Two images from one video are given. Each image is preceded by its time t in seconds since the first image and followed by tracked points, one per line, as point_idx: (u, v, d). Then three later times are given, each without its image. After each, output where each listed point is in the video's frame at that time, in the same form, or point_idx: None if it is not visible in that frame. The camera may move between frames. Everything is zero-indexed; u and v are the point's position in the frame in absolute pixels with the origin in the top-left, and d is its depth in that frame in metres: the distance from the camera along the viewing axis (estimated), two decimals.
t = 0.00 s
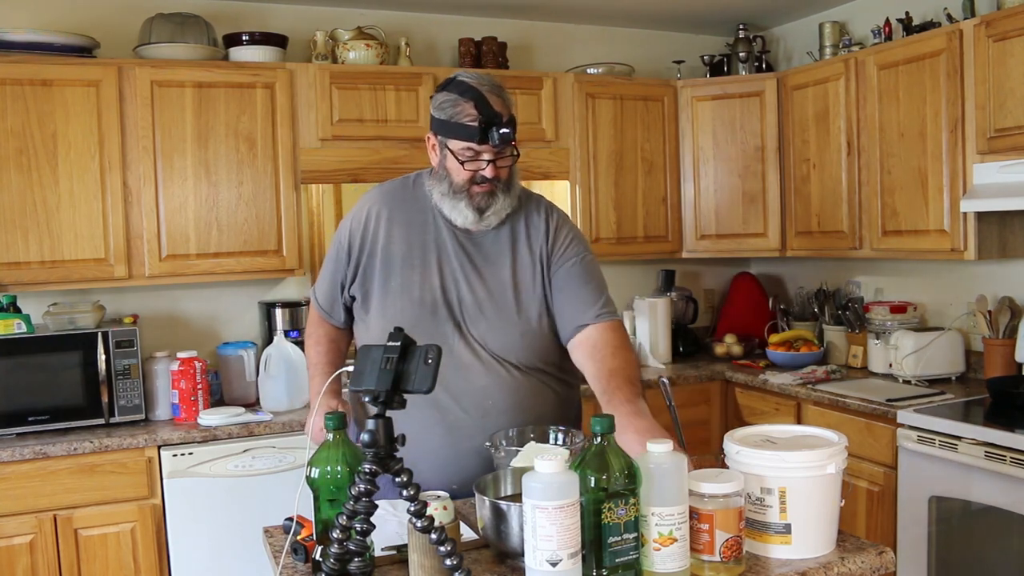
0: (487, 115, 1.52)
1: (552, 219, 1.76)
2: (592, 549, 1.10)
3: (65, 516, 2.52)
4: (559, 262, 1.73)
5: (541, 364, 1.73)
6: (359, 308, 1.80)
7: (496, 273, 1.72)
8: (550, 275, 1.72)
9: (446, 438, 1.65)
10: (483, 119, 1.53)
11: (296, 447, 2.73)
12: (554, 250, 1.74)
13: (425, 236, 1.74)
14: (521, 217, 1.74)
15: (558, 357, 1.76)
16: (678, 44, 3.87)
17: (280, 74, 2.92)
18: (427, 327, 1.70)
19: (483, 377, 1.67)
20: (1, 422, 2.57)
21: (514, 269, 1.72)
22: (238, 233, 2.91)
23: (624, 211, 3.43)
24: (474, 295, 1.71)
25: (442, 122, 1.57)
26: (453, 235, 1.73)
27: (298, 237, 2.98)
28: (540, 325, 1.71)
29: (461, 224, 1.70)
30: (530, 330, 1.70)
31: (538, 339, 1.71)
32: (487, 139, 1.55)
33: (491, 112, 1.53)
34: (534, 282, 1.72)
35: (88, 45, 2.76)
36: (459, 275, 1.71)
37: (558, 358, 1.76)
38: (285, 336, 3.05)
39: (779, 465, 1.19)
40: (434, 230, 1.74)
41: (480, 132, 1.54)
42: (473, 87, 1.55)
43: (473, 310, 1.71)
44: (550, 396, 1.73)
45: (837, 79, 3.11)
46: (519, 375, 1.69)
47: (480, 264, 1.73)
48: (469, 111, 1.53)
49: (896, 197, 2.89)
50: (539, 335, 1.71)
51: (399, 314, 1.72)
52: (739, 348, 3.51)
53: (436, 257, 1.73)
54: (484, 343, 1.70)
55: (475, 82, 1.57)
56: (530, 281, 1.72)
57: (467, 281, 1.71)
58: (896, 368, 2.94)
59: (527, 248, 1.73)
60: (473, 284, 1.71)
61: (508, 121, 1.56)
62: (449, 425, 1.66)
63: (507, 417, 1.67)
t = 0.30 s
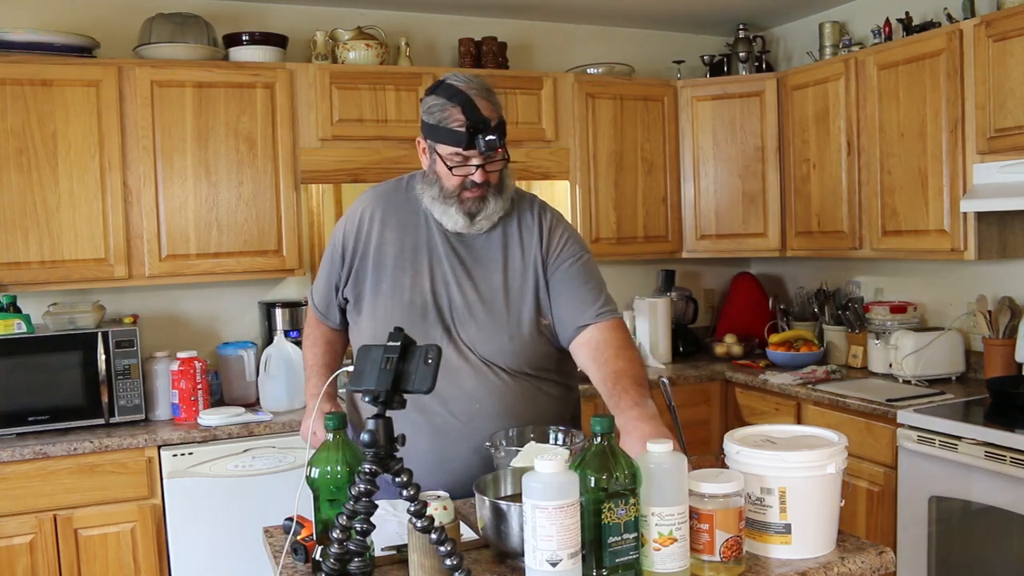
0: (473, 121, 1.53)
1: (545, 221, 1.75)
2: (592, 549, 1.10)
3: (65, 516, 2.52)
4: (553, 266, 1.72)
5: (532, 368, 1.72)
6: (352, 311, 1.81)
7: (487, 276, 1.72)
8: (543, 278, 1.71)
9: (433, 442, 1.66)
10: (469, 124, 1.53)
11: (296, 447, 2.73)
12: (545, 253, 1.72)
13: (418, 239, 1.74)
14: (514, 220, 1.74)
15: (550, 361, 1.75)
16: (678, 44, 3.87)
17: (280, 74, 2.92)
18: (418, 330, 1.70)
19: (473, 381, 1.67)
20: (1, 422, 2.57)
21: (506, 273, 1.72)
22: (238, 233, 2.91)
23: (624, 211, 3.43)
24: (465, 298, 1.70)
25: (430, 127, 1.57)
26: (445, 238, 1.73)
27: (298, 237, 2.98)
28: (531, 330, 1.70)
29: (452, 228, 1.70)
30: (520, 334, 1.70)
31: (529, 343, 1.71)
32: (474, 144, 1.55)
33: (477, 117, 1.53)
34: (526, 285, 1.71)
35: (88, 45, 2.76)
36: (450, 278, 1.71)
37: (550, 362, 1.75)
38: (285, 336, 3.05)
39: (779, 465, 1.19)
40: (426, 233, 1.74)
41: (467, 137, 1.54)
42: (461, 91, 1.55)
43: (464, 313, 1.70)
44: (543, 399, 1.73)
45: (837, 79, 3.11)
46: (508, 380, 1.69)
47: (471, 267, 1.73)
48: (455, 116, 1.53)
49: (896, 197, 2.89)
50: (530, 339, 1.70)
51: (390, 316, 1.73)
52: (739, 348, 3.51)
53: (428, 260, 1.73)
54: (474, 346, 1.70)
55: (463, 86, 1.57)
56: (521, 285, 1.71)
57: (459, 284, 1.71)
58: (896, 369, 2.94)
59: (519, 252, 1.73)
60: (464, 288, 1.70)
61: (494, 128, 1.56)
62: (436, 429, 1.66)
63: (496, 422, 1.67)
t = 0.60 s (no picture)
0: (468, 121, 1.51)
1: (542, 220, 1.75)
2: (592, 549, 1.10)
3: (65, 516, 2.52)
4: (550, 262, 1.73)
5: (530, 366, 1.72)
6: (349, 311, 1.81)
7: (485, 275, 1.72)
8: (540, 275, 1.72)
9: (429, 441, 1.66)
10: (464, 125, 1.52)
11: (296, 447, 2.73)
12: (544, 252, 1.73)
13: (414, 239, 1.75)
14: (510, 217, 1.74)
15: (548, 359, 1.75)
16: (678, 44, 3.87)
17: (280, 74, 2.92)
18: (415, 329, 1.70)
19: (471, 380, 1.67)
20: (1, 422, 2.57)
21: (503, 272, 1.72)
22: (238, 233, 2.91)
23: (624, 211, 3.43)
24: (463, 296, 1.70)
25: (426, 127, 1.57)
26: (441, 237, 1.73)
27: (298, 237, 2.98)
28: (529, 328, 1.71)
29: (447, 229, 1.70)
30: (518, 332, 1.70)
31: (527, 342, 1.71)
32: (469, 146, 1.54)
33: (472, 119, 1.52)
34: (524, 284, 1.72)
35: (88, 45, 2.76)
36: (448, 277, 1.71)
37: (548, 360, 1.75)
38: (285, 336, 3.05)
39: (779, 465, 1.19)
40: (423, 232, 1.74)
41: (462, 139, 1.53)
42: (456, 92, 1.54)
43: (461, 311, 1.70)
44: (541, 398, 1.73)
45: (837, 79, 3.11)
46: (505, 378, 1.69)
47: (468, 266, 1.73)
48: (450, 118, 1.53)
49: (896, 198, 2.89)
50: (528, 338, 1.71)
51: (386, 316, 1.73)
52: (739, 348, 3.51)
53: (425, 259, 1.73)
54: (472, 345, 1.70)
55: (457, 87, 1.56)
56: (519, 284, 1.72)
57: (455, 282, 1.71)
58: (896, 368, 2.94)
59: (516, 250, 1.73)
60: (461, 286, 1.70)
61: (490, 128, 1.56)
62: (432, 428, 1.66)
63: (493, 421, 1.67)
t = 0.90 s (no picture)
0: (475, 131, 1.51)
1: (544, 221, 1.77)
2: (592, 549, 1.10)
3: (65, 516, 2.52)
4: (553, 265, 1.76)
5: (532, 365, 1.73)
6: (350, 310, 1.80)
7: (489, 275, 1.72)
8: (544, 276, 1.74)
9: (432, 439, 1.65)
10: (471, 133, 1.52)
11: (296, 447, 2.73)
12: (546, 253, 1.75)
13: (417, 238, 1.75)
14: (513, 218, 1.75)
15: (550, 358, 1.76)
16: (679, 45, 3.87)
17: (280, 74, 2.92)
18: (419, 328, 1.70)
19: (476, 378, 1.67)
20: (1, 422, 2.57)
21: (507, 271, 1.73)
22: (238, 233, 2.91)
23: (624, 211, 3.43)
24: (468, 295, 1.71)
25: (432, 133, 1.56)
26: (445, 236, 1.73)
27: (298, 237, 2.98)
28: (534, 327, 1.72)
29: (450, 230, 1.70)
30: (523, 330, 1.71)
31: (531, 340, 1.72)
32: (476, 155, 1.54)
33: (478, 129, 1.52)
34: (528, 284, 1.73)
35: (88, 45, 2.76)
36: (452, 277, 1.72)
37: (550, 359, 1.76)
38: (285, 336, 3.05)
39: (780, 465, 1.19)
40: (426, 232, 1.75)
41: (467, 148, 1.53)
42: (462, 98, 1.53)
43: (465, 310, 1.71)
44: (541, 396, 1.73)
45: (837, 79, 3.11)
46: (509, 376, 1.69)
47: (472, 266, 1.73)
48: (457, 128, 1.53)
49: (896, 198, 2.89)
50: (532, 336, 1.72)
51: (390, 314, 1.72)
52: (739, 348, 3.51)
53: (429, 259, 1.73)
54: (476, 342, 1.70)
55: (463, 92, 1.55)
56: (522, 283, 1.73)
57: (460, 281, 1.71)
58: (896, 368, 2.94)
59: (519, 250, 1.74)
60: (465, 284, 1.71)
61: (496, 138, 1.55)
62: (435, 426, 1.66)
63: (496, 419, 1.67)
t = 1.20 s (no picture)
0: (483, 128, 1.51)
1: (550, 217, 1.79)
2: (592, 549, 1.10)
3: (65, 516, 2.52)
4: (558, 261, 1.77)
5: (539, 359, 1.74)
6: (357, 307, 1.79)
7: (497, 270, 1.73)
8: (550, 272, 1.76)
9: (442, 433, 1.66)
10: (478, 130, 1.52)
11: (296, 447, 2.73)
12: (552, 249, 1.76)
13: (423, 235, 1.75)
14: (520, 215, 1.76)
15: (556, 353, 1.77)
16: (679, 45, 3.87)
17: (280, 74, 2.92)
18: (428, 323, 1.70)
19: (486, 371, 1.68)
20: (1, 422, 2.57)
21: (514, 266, 1.74)
22: (238, 233, 2.91)
23: (624, 211, 3.43)
24: (476, 289, 1.71)
25: (439, 129, 1.56)
26: (451, 232, 1.73)
27: (298, 237, 2.98)
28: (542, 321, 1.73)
29: (457, 227, 1.70)
30: (532, 324, 1.72)
31: (539, 334, 1.73)
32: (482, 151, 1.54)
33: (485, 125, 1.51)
34: (535, 278, 1.74)
35: (88, 45, 2.76)
36: (461, 272, 1.72)
37: (557, 353, 1.77)
38: (285, 336, 3.05)
39: (780, 465, 1.19)
40: (432, 228, 1.75)
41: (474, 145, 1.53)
42: (469, 95, 1.53)
43: (474, 304, 1.71)
44: (547, 391, 1.74)
45: (837, 79, 3.11)
46: (517, 369, 1.70)
47: (480, 261, 1.73)
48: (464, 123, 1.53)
49: (896, 198, 2.89)
50: (540, 329, 1.72)
51: (399, 310, 1.72)
52: (739, 348, 3.51)
53: (436, 255, 1.73)
54: (485, 336, 1.70)
55: (471, 90, 1.55)
56: (530, 278, 1.74)
57: (468, 276, 1.71)
58: (896, 368, 2.94)
59: (526, 246, 1.75)
60: (474, 279, 1.71)
61: (502, 134, 1.55)
62: (445, 419, 1.66)
63: (506, 412, 1.68)
